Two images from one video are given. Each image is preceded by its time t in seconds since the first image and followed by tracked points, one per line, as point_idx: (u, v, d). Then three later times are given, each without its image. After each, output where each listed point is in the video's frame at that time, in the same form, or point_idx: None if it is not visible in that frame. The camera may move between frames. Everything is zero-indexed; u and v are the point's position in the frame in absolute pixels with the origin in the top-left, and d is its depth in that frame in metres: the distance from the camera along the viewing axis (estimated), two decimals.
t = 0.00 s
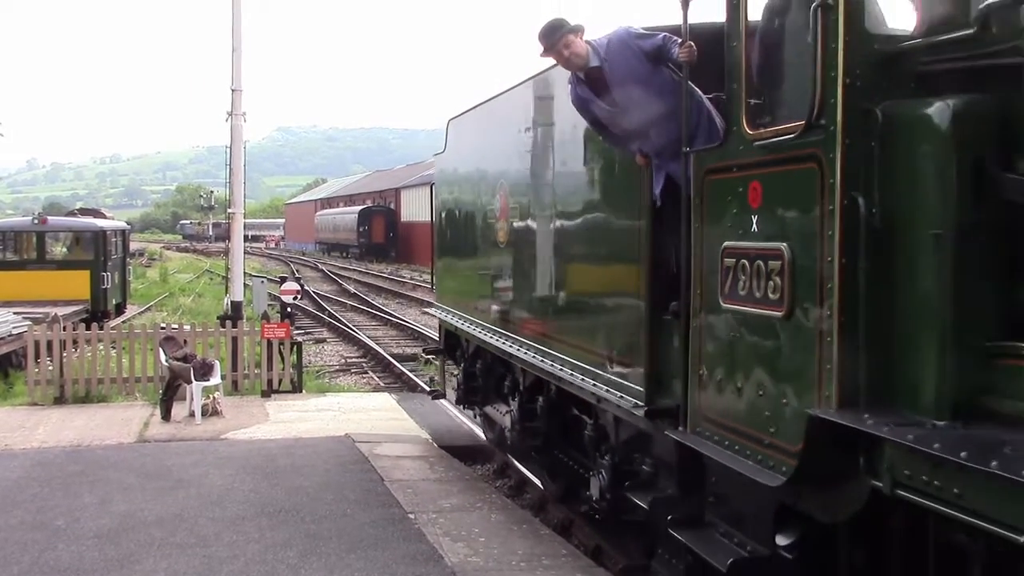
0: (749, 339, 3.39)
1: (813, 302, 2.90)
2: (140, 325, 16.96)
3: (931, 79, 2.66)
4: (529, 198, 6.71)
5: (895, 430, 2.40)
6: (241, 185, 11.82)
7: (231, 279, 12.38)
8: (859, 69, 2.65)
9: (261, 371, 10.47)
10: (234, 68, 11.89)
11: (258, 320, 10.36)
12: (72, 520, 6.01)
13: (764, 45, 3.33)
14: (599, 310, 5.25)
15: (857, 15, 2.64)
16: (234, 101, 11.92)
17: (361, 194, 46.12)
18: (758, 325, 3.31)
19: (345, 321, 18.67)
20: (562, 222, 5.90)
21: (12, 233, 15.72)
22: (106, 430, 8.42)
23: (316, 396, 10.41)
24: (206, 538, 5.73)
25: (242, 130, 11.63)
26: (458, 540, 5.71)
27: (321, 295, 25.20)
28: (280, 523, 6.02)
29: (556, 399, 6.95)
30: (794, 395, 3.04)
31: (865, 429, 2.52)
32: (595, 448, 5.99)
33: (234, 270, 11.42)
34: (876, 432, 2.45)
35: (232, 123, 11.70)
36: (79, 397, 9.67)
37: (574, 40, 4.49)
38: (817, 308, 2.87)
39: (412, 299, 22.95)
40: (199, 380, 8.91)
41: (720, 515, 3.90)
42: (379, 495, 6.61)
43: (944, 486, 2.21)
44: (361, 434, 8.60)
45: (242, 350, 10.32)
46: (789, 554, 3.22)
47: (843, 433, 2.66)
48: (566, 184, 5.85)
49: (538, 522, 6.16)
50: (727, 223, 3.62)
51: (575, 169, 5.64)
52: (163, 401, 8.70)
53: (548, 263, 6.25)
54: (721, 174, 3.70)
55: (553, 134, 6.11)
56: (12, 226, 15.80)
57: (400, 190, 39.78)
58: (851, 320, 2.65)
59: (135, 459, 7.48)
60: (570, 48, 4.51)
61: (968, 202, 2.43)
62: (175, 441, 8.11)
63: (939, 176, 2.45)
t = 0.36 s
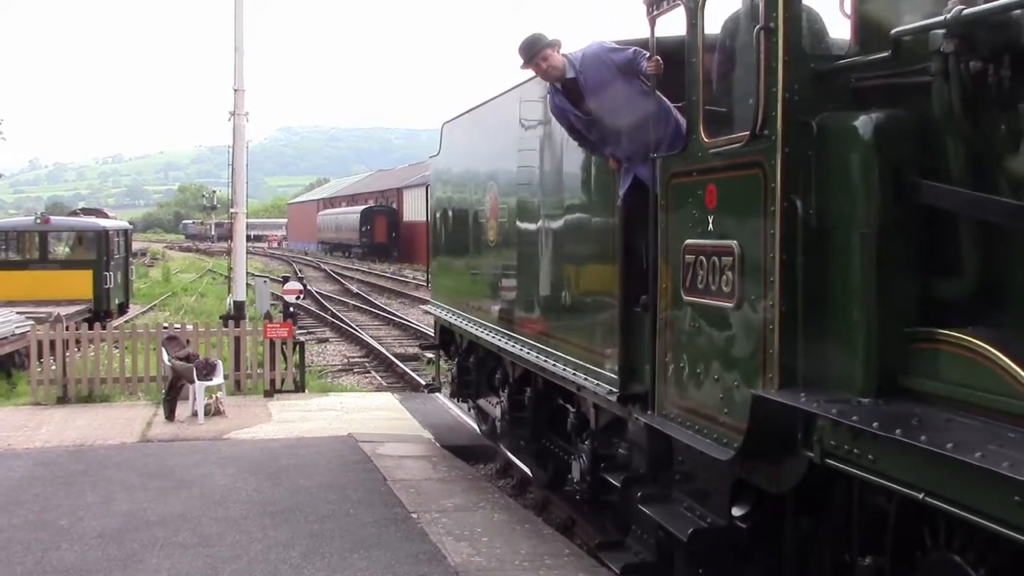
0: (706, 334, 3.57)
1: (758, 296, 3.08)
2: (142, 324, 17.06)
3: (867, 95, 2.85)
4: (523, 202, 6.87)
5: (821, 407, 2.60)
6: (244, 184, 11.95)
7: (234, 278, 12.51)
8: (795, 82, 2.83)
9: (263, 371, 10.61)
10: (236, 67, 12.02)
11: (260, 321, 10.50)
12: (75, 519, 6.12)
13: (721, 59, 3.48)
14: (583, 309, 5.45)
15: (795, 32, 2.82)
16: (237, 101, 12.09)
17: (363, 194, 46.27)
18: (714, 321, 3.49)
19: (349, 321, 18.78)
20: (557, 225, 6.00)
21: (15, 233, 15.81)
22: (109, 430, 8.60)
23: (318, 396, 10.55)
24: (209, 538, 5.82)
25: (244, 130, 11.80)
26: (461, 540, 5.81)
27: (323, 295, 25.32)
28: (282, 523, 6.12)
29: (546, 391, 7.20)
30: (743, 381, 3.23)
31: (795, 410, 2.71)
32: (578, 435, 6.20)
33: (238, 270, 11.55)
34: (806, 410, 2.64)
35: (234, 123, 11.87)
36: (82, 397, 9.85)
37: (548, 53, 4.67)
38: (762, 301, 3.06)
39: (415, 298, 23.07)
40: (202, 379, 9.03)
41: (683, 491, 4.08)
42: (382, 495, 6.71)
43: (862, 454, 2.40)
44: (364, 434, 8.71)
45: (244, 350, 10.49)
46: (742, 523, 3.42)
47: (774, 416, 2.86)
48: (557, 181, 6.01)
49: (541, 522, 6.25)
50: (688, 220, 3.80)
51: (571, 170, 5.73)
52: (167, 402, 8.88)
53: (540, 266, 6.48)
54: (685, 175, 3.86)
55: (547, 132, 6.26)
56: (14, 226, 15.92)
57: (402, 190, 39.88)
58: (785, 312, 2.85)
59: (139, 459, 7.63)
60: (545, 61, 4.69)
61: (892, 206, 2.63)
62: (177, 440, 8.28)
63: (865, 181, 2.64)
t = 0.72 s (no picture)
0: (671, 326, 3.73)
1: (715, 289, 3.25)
2: (150, 324, 17.24)
3: (816, 104, 3.00)
4: (522, 203, 7.01)
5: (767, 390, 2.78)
6: (251, 184, 12.02)
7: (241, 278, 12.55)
8: (749, 90, 3.01)
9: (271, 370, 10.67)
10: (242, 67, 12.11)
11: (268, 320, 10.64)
12: (83, 518, 6.15)
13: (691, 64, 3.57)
14: (574, 307, 5.61)
15: (748, 43, 2.99)
16: (244, 101, 12.22)
17: (370, 193, 46.33)
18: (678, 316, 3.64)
19: (354, 320, 18.88)
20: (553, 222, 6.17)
21: (23, 233, 16.01)
22: (117, 430, 8.70)
23: (326, 395, 10.57)
24: (217, 537, 5.79)
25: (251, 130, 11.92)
26: (469, 538, 5.73)
27: (330, 294, 25.37)
28: (290, 522, 6.07)
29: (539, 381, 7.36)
30: (706, 368, 3.38)
31: (747, 393, 2.90)
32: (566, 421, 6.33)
33: (245, 270, 11.63)
34: (756, 392, 2.83)
35: (241, 122, 12.00)
36: (90, 397, 9.98)
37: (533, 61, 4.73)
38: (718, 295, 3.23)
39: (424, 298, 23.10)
40: (210, 378, 9.15)
41: (661, 470, 4.15)
42: (390, 494, 6.66)
43: (801, 426, 2.57)
44: (371, 433, 8.67)
45: (252, 350, 10.57)
46: (709, 497, 3.55)
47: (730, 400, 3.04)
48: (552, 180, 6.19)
49: (549, 521, 6.14)
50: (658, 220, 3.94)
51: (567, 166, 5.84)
52: (174, 400, 9.01)
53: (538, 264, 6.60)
54: (657, 178, 3.99)
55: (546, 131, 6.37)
56: (22, 226, 16.09)
57: (410, 189, 39.92)
58: (741, 303, 3.02)
59: (146, 458, 7.73)
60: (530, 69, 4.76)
61: (831, 205, 2.79)
62: (184, 440, 8.37)
63: (806, 182, 2.81)
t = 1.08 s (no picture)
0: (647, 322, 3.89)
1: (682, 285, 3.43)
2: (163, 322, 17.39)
3: (777, 113, 3.20)
4: (528, 199, 7.00)
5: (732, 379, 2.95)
6: (263, 182, 12.12)
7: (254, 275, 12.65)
8: (716, 98, 3.20)
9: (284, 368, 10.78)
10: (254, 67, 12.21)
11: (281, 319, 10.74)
12: (100, 515, 6.24)
13: (664, 72, 3.69)
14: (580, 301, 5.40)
15: (717, 54, 3.18)
16: (256, 99, 12.33)
17: (382, 191, 46.42)
18: (651, 312, 3.81)
19: (367, 317, 18.98)
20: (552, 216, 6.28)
21: (37, 232, 16.12)
22: (132, 427, 8.83)
23: (339, 392, 10.66)
24: (232, 534, 5.88)
25: (264, 127, 12.04)
26: (483, 536, 5.80)
27: (342, 292, 25.47)
28: (305, 519, 6.16)
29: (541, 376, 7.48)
30: (677, 357, 3.50)
31: (713, 381, 3.07)
32: (562, 408, 6.41)
33: (258, 269, 11.73)
34: (722, 381, 3.00)
35: (254, 120, 12.11)
36: (105, 394, 10.09)
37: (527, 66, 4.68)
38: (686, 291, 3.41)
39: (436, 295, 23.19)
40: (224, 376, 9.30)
41: (645, 450, 4.18)
42: (404, 492, 6.74)
43: (759, 402, 2.74)
44: (384, 430, 8.75)
45: (265, 347, 10.66)
46: (685, 472, 3.66)
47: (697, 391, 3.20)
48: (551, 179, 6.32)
49: (562, 518, 6.20)
50: (636, 221, 4.08)
51: (567, 167, 5.95)
52: (189, 398, 9.12)
53: (539, 262, 6.71)
54: (637, 180, 4.10)
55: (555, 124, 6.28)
56: (36, 225, 16.21)
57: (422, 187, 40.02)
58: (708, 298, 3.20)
59: (161, 455, 7.84)
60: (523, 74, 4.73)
61: (791, 204, 3.01)
62: (198, 437, 8.48)
63: (770, 182, 3.01)
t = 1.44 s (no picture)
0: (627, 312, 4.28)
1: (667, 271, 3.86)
2: (180, 320, 17.64)
3: (753, 119, 3.60)
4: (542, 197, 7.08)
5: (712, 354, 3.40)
6: (278, 181, 12.31)
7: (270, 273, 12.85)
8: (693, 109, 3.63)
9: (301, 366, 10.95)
10: (269, 67, 12.41)
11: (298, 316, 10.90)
12: (119, 513, 6.46)
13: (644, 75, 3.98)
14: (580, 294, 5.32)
15: (693, 67, 3.62)
16: (271, 97, 12.51)
17: (396, 188, 46.58)
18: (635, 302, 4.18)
19: (382, 315, 19.17)
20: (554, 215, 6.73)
21: (55, 231, 16.35)
22: (149, 425, 9.05)
23: (355, 389, 10.85)
24: (250, 531, 6.07)
25: (279, 125, 12.23)
26: (500, 532, 5.98)
27: (357, 289, 25.65)
28: (322, 516, 6.35)
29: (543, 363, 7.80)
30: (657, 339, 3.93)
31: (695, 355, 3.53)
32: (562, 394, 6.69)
33: (274, 267, 11.91)
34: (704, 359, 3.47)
35: (270, 118, 12.31)
36: (123, 392, 10.29)
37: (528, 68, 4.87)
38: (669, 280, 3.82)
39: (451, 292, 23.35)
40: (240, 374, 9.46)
41: (635, 430, 4.58)
42: (420, 488, 6.92)
43: (730, 379, 3.21)
44: (401, 427, 8.92)
45: (281, 344, 10.84)
46: (670, 450, 4.12)
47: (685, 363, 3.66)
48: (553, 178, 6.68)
49: (579, 514, 6.36)
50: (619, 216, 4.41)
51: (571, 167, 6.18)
52: (206, 396, 9.30)
53: (551, 258, 6.80)
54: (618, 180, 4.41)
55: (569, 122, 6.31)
56: (53, 224, 16.44)
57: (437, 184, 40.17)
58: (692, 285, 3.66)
59: (178, 453, 8.05)
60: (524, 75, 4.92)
61: (760, 203, 3.44)
62: (216, 435, 8.69)
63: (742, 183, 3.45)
